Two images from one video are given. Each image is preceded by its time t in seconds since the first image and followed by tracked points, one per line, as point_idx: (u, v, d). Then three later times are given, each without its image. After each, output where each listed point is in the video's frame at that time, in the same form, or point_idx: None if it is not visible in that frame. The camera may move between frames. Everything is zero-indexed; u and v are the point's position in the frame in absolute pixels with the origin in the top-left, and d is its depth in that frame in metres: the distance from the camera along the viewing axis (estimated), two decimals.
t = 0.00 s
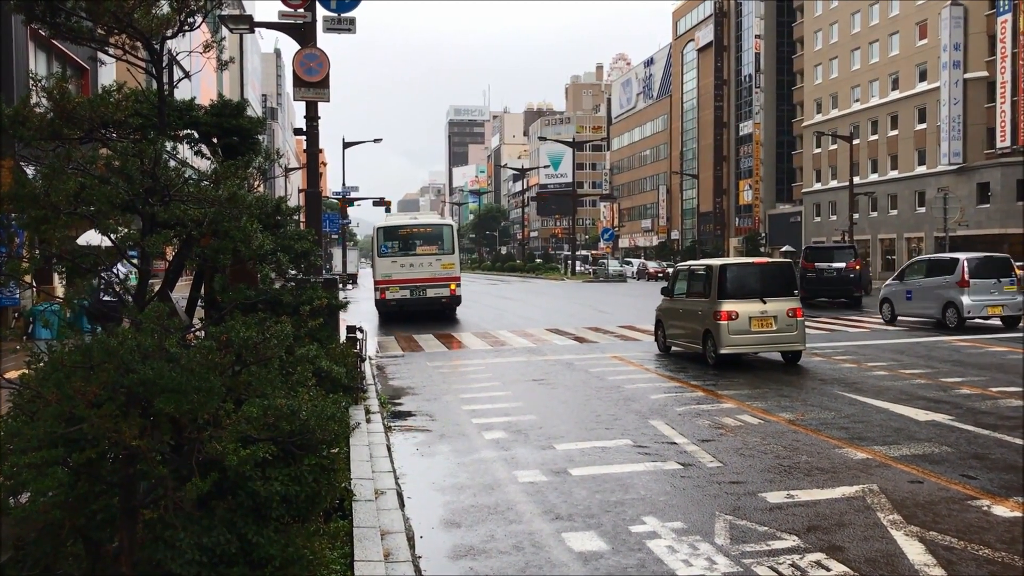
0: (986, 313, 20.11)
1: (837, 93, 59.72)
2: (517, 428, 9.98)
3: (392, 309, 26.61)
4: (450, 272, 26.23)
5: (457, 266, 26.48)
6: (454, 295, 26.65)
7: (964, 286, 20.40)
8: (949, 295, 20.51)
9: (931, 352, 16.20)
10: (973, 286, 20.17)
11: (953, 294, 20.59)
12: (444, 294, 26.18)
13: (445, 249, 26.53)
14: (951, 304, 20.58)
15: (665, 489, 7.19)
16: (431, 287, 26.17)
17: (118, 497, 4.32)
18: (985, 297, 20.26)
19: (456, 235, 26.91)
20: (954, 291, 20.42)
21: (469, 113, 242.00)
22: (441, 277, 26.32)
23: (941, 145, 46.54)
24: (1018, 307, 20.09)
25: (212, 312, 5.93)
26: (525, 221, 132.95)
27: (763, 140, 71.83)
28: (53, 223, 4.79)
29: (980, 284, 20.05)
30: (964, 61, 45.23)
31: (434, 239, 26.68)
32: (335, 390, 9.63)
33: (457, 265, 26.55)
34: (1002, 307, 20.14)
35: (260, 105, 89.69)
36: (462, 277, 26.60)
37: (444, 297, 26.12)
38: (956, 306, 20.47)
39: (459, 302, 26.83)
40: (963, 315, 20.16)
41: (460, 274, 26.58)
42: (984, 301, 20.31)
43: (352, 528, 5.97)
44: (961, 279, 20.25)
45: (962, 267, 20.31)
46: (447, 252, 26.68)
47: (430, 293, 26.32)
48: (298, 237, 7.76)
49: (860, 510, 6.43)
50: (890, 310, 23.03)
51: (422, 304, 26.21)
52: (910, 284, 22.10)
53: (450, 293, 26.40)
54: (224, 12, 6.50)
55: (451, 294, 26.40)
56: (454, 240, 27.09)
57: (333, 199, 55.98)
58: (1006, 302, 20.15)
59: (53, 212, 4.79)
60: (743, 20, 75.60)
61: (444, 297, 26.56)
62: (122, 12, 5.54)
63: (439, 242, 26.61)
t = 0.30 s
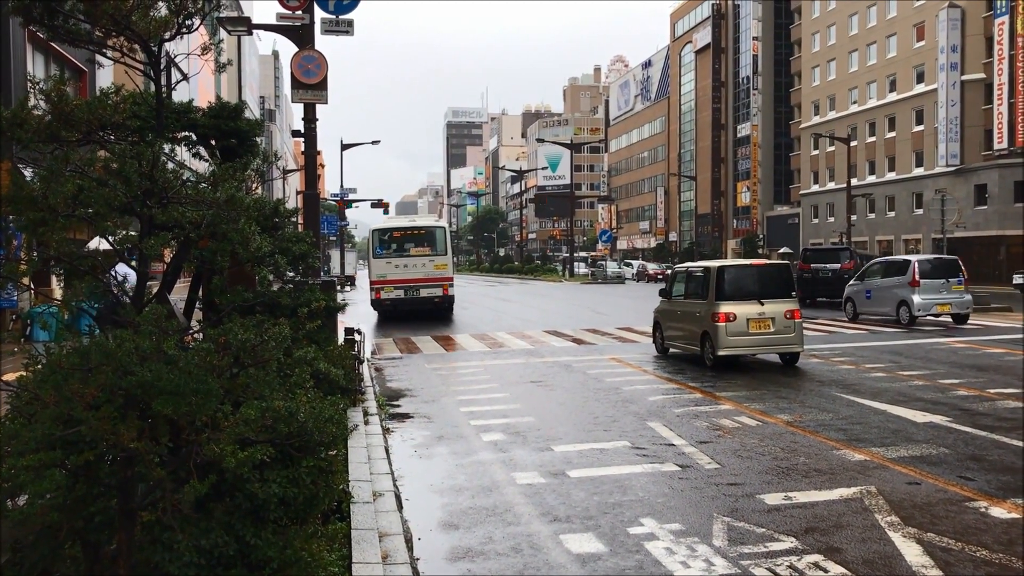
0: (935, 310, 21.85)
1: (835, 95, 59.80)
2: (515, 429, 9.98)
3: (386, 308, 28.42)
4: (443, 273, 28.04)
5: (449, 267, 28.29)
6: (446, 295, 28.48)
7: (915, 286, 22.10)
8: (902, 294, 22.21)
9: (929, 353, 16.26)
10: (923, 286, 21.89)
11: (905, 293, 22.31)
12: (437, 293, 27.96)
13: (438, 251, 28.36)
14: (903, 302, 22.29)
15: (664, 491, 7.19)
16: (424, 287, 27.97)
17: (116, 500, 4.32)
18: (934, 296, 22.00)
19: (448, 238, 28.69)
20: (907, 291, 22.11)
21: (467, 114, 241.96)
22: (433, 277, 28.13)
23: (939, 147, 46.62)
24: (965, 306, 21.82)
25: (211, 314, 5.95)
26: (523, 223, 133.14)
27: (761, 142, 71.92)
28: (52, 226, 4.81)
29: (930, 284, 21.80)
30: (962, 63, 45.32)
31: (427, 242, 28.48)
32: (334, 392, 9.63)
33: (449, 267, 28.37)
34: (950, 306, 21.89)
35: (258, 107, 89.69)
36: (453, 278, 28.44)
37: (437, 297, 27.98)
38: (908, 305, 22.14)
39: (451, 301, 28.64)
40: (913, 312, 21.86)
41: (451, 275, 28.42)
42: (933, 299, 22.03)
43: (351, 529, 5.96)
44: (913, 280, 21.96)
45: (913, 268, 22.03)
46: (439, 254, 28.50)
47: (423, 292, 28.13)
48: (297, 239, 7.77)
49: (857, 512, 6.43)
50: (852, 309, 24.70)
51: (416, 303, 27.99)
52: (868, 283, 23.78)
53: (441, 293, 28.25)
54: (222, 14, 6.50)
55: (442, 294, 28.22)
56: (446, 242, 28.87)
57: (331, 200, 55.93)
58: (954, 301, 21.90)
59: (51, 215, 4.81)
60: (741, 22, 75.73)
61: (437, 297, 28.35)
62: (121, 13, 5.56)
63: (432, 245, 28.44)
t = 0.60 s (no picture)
0: (893, 308, 23.65)
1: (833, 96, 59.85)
2: (514, 431, 9.98)
3: (382, 305, 29.01)
4: (437, 274, 28.50)
5: (443, 268, 28.71)
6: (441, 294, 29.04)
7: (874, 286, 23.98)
8: (862, 292, 24.07)
9: (927, 354, 16.29)
10: (882, 285, 23.77)
11: (865, 292, 24.18)
12: (431, 293, 28.56)
13: (432, 252, 28.68)
14: (864, 300, 24.14)
15: (662, 492, 7.20)
16: (418, 287, 28.49)
17: (115, 501, 4.31)
18: (892, 295, 23.84)
19: (442, 239, 28.95)
20: (866, 289, 23.99)
21: (465, 116, 241.88)
22: (428, 277, 28.60)
23: (937, 147, 46.66)
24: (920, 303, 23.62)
25: (210, 316, 5.96)
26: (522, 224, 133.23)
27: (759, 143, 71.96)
28: (51, 227, 4.80)
29: (888, 284, 23.68)
30: (960, 64, 45.33)
31: (421, 242, 28.73)
32: (332, 393, 9.63)
33: (443, 267, 28.77)
34: (907, 303, 23.74)
35: (257, 109, 89.55)
36: (447, 277, 28.88)
37: (432, 297, 28.54)
38: (867, 303, 24.00)
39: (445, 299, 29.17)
40: (873, 309, 23.65)
41: (445, 275, 28.87)
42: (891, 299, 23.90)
43: (349, 530, 5.96)
44: (872, 279, 23.84)
45: (872, 269, 23.88)
46: (434, 254, 28.83)
47: (418, 292, 28.66)
48: (295, 240, 7.79)
49: (856, 512, 6.43)
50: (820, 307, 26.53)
51: (411, 302, 28.54)
52: (833, 283, 25.61)
53: (436, 292, 28.77)
54: (220, 15, 6.50)
55: (437, 293, 28.73)
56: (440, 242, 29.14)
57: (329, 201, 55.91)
58: (910, 299, 23.77)
59: (50, 216, 4.81)
60: (739, 23, 75.78)
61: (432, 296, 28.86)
62: (119, 14, 5.55)
63: (426, 246, 28.73)
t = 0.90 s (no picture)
0: (856, 306, 25.46)
1: (831, 96, 59.89)
2: (513, 431, 9.98)
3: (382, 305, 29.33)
4: (432, 274, 28.58)
5: (439, 268, 28.74)
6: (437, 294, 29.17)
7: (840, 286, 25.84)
8: (828, 292, 25.96)
9: (925, 355, 16.33)
10: (846, 284, 25.62)
11: (831, 291, 26.06)
12: (426, 293, 28.59)
13: (427, 252, 28.75)
14: (830, 299, 26.00)
15: (661, 493, 7.20)
16: (414, 287, 28.62)
17: (113, 503, 4.30)
18: (857, 293, 25.67)
19: (439, 240, 29.00)
20: (832, 289, 25.86)
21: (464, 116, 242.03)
22: (423, 277, 28.68)
23: (935, 149, 46.73)
24: (884, 301, 25.33)
25: (208, 317, 5.96)
26: (520, 225, 133.26)
27: (757, 143, 72.00)
28: (50, 227, 4.80)
29: (851, 283, 25.53)
30: (958, 65, 45.36)
31: (417, 243, 28.84)
32: (331, 394, 9.64)
33: (440, 267, 28.80)
34: (870, 301, 25.44)
35: (255, 110, 89.38)
36: (444, 277, 28.94)
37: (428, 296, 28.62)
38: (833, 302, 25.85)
39: (442, 299, 29.29)
40: (837, 307, 25.47)
41: (442, 275, 28.90)
42: (856, 297, 25.71)
43: (349, 531, 5.97)
44: (836, 279, 25.72)
45: (838, 270, 25.76)
46: (430, 254, 28.89)
47: (414, 292, 28.80)
48: (294, 241, 7.81)
49: (854, 513, 6.44)
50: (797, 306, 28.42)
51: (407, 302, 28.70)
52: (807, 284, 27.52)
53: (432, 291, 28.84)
54: (219, 17, 6.52)
55: (433, 293, 28.79)
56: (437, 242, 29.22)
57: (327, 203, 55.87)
58: (873, 297, 25.50)
59: (49, 217, 4.80)
60: (738, 24, 75.80)
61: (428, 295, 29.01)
62: (118, 15, 5.54)
63: (422, 247, 28.82)
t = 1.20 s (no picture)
0: (827, 303, 27.55)
1: (829, 97, 59.94)
2: (511, 432, 9.96)
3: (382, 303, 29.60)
4: (428, 275, 28.65)
5: (435, 268, 28.77)
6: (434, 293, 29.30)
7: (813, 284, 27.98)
8: (802, 290, 28.15)
9: (924, 355, 16.34)
10: (817, 284, 27.82)
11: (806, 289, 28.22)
12: (422, 293, 28.73)
13: (424, 252, 28.76)
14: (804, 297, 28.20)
15: (659, 493, 7.19)
16: (410, 286, 28.75)
17: (111, 504, 4.31)
18: (827, 291, 27.77)
19: (434, 240, 28.97)
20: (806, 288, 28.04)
21: (461, 117, 241.98)
22: (420, 277, 28.81)
23: (933, 149, 46.76)
24: (852, 298, 27.36)
25: (206, 317, 5.96)
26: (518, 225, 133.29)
27: (756, 144, 72.03)
28: (47, 228, 4.79)
29: (822, 281, 27.70)
30: (956, 65, 45.41)
31: (414, 243, 28.85)
32: (329, 395, 9.64)
33: (436, 267, 28.83)
34: (840, 299, 27.52)
35: (253, 110, 89.36)
36: (440, 277, 29.00)
37: (423, 296, 28.74)
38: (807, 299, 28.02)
39: (439, 298, 29.44)
40: (809, 304, 27.61)
41: (438, 275, 28.94)
42: (827, 295, 27.91)
43: (346, 532, 5.96)
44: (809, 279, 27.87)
45: (810, 270, 27.96)
46: (427, 254, 28.90)
47: (411, 291, 28.94)
48: (291, 241, 7.80)
49: (852, 514, 6.44)
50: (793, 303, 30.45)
51: (404, 301, 28.89)
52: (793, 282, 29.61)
53: (429, 291, 28.96)
54: (216, 16, 6.51)
55: (429, 293, 28.91)
56: (434, 242, 29.24)
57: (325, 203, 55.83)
58: (843, 295, 27.56)
59: (46, 218, 4.79)
60: (736, 25, 75.83)
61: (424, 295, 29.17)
62: (115, 15, 5.54)
63: (418, 247, 28.84)
